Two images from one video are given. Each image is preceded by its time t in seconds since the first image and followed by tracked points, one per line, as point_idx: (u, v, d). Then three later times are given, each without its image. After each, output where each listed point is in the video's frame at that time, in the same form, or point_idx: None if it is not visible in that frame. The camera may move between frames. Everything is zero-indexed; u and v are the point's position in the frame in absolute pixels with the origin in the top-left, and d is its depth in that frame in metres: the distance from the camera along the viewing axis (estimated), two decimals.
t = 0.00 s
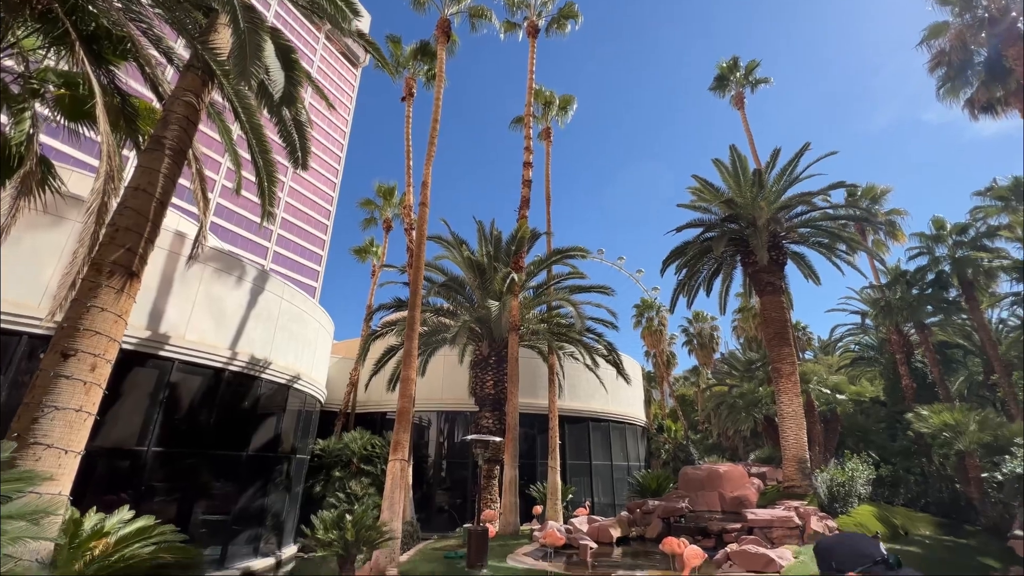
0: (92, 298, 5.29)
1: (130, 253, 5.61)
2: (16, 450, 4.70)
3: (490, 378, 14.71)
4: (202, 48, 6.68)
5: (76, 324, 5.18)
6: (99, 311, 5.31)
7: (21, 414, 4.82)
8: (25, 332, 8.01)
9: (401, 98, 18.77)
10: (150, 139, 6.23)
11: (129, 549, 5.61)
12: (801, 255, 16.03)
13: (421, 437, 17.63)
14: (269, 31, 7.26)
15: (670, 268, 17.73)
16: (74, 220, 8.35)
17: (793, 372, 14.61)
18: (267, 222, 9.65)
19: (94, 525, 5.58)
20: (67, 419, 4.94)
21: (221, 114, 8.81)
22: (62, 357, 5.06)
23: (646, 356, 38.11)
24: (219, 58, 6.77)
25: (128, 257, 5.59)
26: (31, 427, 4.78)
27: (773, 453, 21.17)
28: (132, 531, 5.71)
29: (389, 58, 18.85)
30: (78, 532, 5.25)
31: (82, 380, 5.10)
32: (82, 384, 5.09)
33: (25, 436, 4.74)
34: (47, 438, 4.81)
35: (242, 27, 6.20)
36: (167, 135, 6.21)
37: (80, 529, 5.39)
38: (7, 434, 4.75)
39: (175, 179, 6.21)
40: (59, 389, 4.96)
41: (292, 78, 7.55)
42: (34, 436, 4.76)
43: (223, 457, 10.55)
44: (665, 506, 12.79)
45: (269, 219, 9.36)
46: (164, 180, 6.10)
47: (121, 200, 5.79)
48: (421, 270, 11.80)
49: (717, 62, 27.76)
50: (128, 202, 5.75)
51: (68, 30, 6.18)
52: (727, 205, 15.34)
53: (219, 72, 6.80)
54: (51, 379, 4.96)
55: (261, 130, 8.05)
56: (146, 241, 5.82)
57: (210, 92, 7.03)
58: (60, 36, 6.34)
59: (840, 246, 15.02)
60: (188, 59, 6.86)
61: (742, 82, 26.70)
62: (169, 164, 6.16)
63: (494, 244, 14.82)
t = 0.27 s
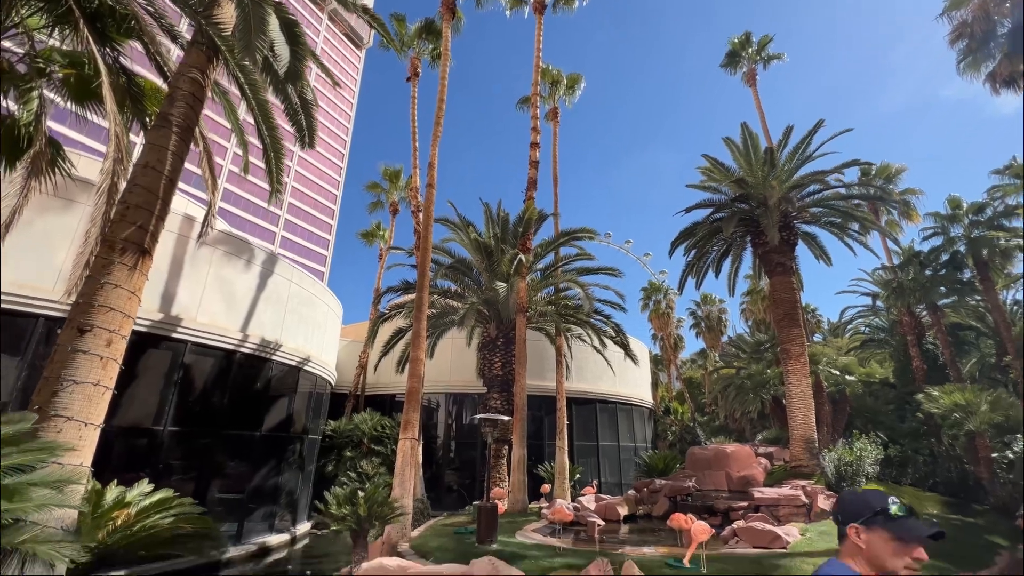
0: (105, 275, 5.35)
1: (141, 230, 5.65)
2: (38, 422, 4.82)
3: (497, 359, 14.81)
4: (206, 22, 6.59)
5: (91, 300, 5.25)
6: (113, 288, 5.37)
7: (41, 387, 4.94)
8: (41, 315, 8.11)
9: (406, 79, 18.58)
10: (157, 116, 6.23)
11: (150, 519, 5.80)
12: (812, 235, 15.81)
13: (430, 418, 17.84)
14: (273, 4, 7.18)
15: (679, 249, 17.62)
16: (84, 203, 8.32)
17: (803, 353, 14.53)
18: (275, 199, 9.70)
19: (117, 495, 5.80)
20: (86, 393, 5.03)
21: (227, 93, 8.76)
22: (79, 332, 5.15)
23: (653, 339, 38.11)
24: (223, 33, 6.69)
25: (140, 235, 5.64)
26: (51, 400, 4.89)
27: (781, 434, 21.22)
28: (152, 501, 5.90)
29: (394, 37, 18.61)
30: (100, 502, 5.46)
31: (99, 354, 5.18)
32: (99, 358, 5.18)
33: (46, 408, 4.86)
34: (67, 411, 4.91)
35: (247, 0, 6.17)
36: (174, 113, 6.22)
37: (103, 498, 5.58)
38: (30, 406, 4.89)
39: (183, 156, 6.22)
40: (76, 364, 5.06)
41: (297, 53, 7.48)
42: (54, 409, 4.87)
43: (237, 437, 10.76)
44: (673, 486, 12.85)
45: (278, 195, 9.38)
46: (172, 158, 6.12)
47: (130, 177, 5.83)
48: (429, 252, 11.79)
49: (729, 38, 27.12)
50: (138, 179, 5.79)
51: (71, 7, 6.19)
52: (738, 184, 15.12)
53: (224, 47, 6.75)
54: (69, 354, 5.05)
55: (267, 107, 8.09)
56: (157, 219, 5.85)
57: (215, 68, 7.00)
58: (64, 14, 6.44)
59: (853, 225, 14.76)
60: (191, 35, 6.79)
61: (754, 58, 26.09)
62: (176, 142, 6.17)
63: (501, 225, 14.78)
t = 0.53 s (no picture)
0: (130, 248, 5.47)
1: (162, 204, 5.74)
2: (74, 389, 4.95)
3: (512, 336, 14.91)
4: None
5: (119, 273, 5.38)
6: (138, 261, 5.48)
7: (76, 355, 5.08)
8: (68, 294, 8.28)
9: (417, 53, 18.31)
10: (172, 91, 6.25)
11: (183, 481, 6.03)
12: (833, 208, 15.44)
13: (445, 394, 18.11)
14: None
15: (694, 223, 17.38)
16: (105, 183, 8.62)
17: (821, 328, 14.37)
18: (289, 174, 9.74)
19: (150, 460, 5.96)
20: (117, 360, 5.15)
21: (238, 68, 8.75)
22: (108, 304, 5.27)
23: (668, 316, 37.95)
24: (233, 4, 6.71)
25: (163, 209, 5.74)
26: (86, 368, 5.03)
27: (797, 409, 21.17)
28: (185, 465, 6.09)
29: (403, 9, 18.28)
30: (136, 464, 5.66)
31: (128, 324, 5.30)
32: (128, 329, 5.29)
33: (81, 375, 5.00)
34: (101, 378, 5.04)
35: None
36: (189, 86, 6.23)
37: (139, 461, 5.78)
38: (67, 373, 5.04)
39: (199, 131, 6.24)
40: (107, 333, 5.17)
41: (308, 23, 7.40)
42: (89, 375, 5.01)
43: (260, 411, 11.06)
44: (686, 459, 13.13)
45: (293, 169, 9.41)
46: (189, 133, 6.14)
47: (149, 152, 5.89)
48: (443, 229, 11.80)
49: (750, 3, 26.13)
50: (156, 154, 5.83)
51: None
52: (757, 156, 14.76)
53: (235, 19, 6.75)
54: (100, 324, 5.17)
55: (280, 80, 8.08)
56: (178, 193, 5.93)
57: (227, 40, 6.95)
58: None
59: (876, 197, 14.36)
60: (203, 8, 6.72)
61: (776, 24, 25.16)
62: (192, 116, 6.19)
63: (514, 201, 14.70)
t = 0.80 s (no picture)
0: (165, 219, 5.52)
1: (192, 175, 5.79)
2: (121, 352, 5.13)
3: (533, 308, 14.97)
4: None
5: (154, 243, 5.45)
6: (173, 232, 5.54)
7: (120, 322, 5.19)
8: (108, 270, 8.62)
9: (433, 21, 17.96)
10: (196, 63, 6.29)
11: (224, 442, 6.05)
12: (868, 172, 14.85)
13: (468, 366, 18.40)
14: None
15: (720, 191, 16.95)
16: (135, 162, 8.77)
17: (850, 297, 14.03)
18: (312, 146, 9.81)
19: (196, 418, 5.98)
20: (159, 327, 5.28)
21: (258, 42, 8.73)
22: (147, 273, 5.36)
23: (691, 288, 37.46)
24: None
25: (192, 180, 5.78)
26: (130, 333, 5.15)
27: (823, 381, 20.89)
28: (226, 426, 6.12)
29: None
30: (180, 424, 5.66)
31: (167, 293, 5.41)
32: (167, 297, 5.39)
33: (127, 340, 5.13)
34: (145, 343, 5.19)
35: None
36: (212, 58, 6.25)
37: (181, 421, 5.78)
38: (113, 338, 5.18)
39: (224, 103, 6.26)
40: (148, 301, 5.29)
41: None
42: (134, 341, 5.14)
43: (290, 381, 11.45)
44: (708, 429, 12.96)
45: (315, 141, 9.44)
46: (214, 105, 6.19)
47: (177, 124, 5.96)
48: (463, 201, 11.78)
49: None
50: (184, 126, 5.90)
51: None
52: (787, 119, 14.19)
53: None
54: (141, 292, 5.29)
55: (298, 47, 8.06)
56: (206, 164, 5.97)
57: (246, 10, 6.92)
58: None
59: (914, 160, 13.73)
60: None
61: None
62: (216, 88, 6.22)
63: (534, 172, 14.52)
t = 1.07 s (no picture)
0: (199, 189, 5.58)
1: (222, 144, 5.81)
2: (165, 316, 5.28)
3: (559, 277, 14.91)
4: None
5: (191, 212, 5.53)
6: (207, 201, 5.62)
7: (164, 289, 5.32)
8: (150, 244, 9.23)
9: None
10: (221, 32, 6.25)
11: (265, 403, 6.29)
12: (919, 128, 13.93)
13: (495, 336, 18.59)
14: None
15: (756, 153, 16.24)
16: (170, 138, 8.57)
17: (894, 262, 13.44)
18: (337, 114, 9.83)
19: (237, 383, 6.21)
20: (200, 294, 5.41)
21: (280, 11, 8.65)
22: (186, 242, 5.46)
23: (722, 257, 36.53)
24: None
25: (222, 149, 5.81)
26: (173, 300, 5.28)
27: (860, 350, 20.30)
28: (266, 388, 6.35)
29: None
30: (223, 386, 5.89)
31: (205, 261, 5.54)
32: (206, 264, 5.51)
33: (170, 306, 5.27)
34: (187, 309, 5.33)
35: None
36: (235, 26, 6.18)
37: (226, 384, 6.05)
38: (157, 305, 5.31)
39: (249, 70, 6.28)
40: (188, 268, 5.38)
41: None
42: (177, 307, 5.27)
43: (324, 350, 11.81)
44: (738, 398, 13.35)
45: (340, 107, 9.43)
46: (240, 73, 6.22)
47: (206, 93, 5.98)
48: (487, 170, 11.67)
49: None
50: (212, 96, 5.91)
51: None
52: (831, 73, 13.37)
53: None
54: (181, 260, 5.39)
55: (318, 11, 7.99)
56: (235, 132, 6.00)
57: None
58: None
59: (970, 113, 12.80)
60: None
61: None
62: (241, 57, 6.19)
63: (560, 138, 14.20)
